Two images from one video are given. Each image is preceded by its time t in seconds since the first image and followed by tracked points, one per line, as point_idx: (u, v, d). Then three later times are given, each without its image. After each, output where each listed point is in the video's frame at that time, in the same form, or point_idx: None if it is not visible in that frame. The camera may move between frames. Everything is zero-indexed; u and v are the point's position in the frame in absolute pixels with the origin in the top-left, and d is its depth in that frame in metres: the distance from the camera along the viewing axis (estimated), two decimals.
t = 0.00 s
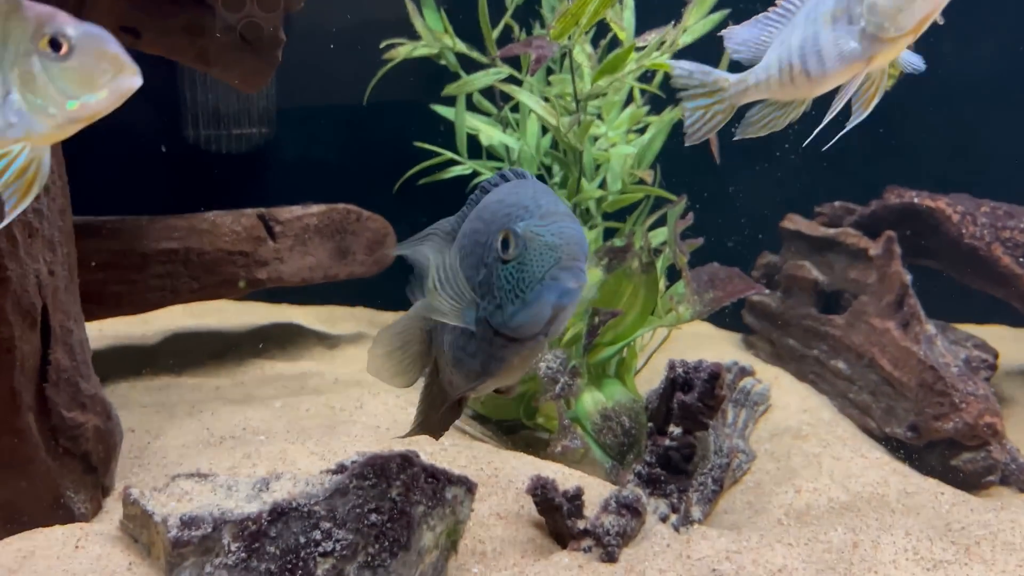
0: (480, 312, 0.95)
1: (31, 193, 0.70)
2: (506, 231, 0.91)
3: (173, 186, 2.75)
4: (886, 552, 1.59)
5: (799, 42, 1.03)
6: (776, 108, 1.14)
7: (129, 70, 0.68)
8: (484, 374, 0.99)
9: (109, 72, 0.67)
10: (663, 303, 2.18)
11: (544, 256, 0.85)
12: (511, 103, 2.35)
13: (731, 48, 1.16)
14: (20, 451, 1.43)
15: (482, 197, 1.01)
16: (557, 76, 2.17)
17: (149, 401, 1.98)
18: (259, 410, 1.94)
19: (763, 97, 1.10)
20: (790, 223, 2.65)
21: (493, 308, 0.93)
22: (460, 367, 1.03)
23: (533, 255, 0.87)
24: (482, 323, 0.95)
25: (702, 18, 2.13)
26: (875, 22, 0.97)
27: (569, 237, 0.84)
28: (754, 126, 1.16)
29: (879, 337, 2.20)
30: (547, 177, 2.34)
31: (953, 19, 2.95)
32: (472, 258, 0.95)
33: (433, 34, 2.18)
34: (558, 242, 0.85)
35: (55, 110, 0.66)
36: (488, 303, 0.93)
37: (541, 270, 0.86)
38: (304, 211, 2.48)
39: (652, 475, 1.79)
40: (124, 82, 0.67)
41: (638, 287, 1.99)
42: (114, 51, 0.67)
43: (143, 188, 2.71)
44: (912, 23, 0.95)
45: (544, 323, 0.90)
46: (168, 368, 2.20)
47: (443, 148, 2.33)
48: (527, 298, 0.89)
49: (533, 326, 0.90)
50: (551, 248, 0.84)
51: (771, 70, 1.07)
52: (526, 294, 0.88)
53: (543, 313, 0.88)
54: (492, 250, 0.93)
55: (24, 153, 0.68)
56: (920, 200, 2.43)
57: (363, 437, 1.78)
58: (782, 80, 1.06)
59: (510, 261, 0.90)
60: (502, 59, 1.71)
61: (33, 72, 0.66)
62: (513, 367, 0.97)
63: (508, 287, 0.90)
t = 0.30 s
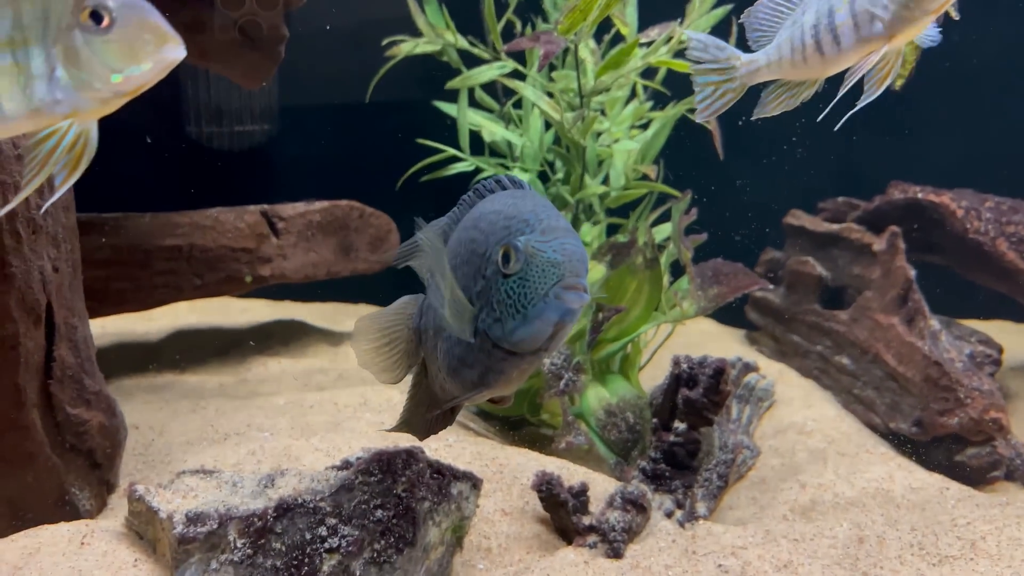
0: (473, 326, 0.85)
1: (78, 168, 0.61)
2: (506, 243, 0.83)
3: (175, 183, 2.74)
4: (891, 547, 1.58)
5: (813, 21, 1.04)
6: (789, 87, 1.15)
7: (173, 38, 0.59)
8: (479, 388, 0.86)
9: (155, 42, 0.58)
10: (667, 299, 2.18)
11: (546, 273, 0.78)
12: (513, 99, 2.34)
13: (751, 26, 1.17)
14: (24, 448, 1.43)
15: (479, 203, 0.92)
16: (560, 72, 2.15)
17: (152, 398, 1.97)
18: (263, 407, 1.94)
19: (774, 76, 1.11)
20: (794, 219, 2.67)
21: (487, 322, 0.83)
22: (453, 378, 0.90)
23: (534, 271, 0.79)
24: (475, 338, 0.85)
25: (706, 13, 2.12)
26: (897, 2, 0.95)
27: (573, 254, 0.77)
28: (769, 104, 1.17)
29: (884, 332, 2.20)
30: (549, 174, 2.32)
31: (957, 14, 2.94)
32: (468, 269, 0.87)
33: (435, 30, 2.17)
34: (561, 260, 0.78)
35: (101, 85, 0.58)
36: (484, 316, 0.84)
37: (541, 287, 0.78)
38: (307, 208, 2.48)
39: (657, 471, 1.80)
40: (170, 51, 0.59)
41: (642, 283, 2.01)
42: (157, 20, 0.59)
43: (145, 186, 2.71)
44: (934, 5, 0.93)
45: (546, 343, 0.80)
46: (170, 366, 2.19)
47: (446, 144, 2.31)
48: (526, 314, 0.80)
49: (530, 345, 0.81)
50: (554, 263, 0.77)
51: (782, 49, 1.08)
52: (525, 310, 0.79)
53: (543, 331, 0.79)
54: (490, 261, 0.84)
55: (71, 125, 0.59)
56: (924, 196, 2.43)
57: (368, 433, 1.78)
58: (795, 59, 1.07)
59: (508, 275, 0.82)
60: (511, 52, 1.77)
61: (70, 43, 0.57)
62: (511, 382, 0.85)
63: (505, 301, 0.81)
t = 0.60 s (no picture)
0: (474, 326, 0.85)
1: (158, 122, 0.60)
2: (508, 244, 0.83)
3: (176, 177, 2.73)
4: (897, 536, 1.58)
5: (808, 16, 1.03)
6: (777, 80, 1.15)
7: None
8: (480, 387, 0.86)
9: None
10: (673, 290, 2.15)
11: (554, 274, 0.78)
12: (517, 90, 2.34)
13: (734, 16, 1.20)
14: (33, 438, 1.43)
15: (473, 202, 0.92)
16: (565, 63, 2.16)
17: (159, 390, 1.98)
18: (269, 399, 1.95)
19: (763, 70, 1.11)
20: (797, 211, 2.68)
21: (490, 322, 0.83)
22: (454, 376, 0.89)
23: (541, 272, 0.79)
24: (477, 337, 0.84)
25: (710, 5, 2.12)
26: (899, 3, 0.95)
27: (582, 255, 0.79)
28: (752, 94, 1.17)
29: (888, 323, 2.20)
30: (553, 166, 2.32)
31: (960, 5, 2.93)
32: (468, 268, 0.87)
33: (439, 23, 2.17)
34: (568, 261, 0.79)
35: (169, 40, 0.56)
36: (486, 316, 0.84)
37: (549, 286, 0.79)
38: (310, 200, 2.47)
39: (663, 462, 1.80)
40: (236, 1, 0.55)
41: (648, 275, 1.98)
42: None
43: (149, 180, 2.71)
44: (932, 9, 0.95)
45: (550, 344, 0.80)
46: (176, 358, 2.20)
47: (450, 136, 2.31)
48: (531, 313, 0.80)
49: (534, 345, 0.81)
50: (565, 264, 0.78)
51: (775, 43, 1.07)
52: (531, 310, 0.79)
53: (549, 331, 0.79)
54: (493, 262, 0.84)
55: (143, 81, 0.59)
56: (927, 187, 2.44)
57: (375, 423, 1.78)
58: (786, 53, 1.06)
59: (513, 275, 0.82)
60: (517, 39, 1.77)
61: None
62: (514, 382, 0.85)
63: (510, 301, 0.81)
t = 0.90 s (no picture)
0: (481, 316, 0.83)
1: (225, 77, 0.66)
2: (515, 236, 0.82)
3: (178, 168, 2.73)
4: (903, 520, 1.58)
5: None
6: (807, 62, 1.14)
7: None
8: (488, 376, 0.85)
9: None
10: (676, 277, 2.16)
11: (566, 265, 0.78)
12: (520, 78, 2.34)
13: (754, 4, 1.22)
14: (40, 422, 1.43)
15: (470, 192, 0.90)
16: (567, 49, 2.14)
17: (164, 378, 1.98)
18: (274, 385, 1.95)
19: (791, 52, 1.11)
20: (800, 199, 2.68)
21: (498, 314, 0.82)
22: (461, 366, 0.87)
23: (551, 263, 0.79)
24: (483, 328, 0.83)
25: None
26: None
27: (593, 246, 0.79)
28: (787, 79, 1.16)
29: (893, 310, 2.21)
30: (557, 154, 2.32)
31: None
32: (470, 258, 0.84)
33: (441, 10, 2.17)
34: (578, 251, 0.79)
35: None
36: (493, 307, 0.82)
37: (560, 277, 0.78)
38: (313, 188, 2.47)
39: (668, 446, 1.81)
40: None
41: (653, 259, 1.99)
42: None
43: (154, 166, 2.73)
44: None
45: (559, 334, 0.80)
46: (180, 347, 2.20)
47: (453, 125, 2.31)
48: (542, 305, 0.79)
49: (544, 336, 0.80)
50: (577, 255, 0.78)
51: (802, 23, 1.08)
52: (542, 301, 0.79)
53: (560, 322, 0.79)
54: (498, 252, 0.82)
55: (216, 36, 0.65)
56: (931, 174, 2.44)
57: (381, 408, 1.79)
58: (813, 33, 1.07)
59: (521, 266, 0.80)
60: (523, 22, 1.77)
61: None
62: (520, 371, 0.84)
63: (519, 292, 0.80)
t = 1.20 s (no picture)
0: (485, 317, 0.81)
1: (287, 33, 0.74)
2: (517, 235, 0.80)
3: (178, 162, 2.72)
4: (909, 512, 1.57)
5: None
6: (832, 45, 1.21)
7: None
8: (492, 375, 0.83)
9: None
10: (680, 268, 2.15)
11: (571, 263, 0.76)
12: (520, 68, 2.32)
13: None
14: (39, 415, 1.42)
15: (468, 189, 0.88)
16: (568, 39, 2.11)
17: (164, 372, 1.97)
18: (276, 378, 1.95)
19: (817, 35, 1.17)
20: (804, 190, 2.67)
21: (503, 314, 0.80)
22: (464, 365, 0.85)
23: (557, 262, 0.77)
24: (488, 328, 0.81)
25: None
26: None
27: (598, 243, 0.77)
28: (814, 61, 1.24)
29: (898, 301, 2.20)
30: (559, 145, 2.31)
31: None
32: (472, 258, 0.83)
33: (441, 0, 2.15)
34: (584, 249, 0.77)
35: None
36: (498, 307, 0.80)
37: (566, 276, 0.76)
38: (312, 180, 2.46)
39: (672, 438, 1.78)
40: None
41: (655, 250, 1.97)
42: None
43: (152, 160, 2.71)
44: None
45: (567, 333, 0.78)
46: (180, 340, 2.19)
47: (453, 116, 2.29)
48: (549, 304, 0.77)
49: (552, 336, 0.78)
50: (582, 253, 0.76)
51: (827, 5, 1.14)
52: (549, 301, 0.77)
53: (568, 321, 0.77)
54: (500, 251, 0.81)
55: None
56: (936, 164, 2.42)
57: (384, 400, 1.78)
58: (838, 15, 1.14)
59: (525, 266, 0.79)
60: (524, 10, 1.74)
61: None
62: (527, 369, 0.82)
63: (524, 291, 0.78)
